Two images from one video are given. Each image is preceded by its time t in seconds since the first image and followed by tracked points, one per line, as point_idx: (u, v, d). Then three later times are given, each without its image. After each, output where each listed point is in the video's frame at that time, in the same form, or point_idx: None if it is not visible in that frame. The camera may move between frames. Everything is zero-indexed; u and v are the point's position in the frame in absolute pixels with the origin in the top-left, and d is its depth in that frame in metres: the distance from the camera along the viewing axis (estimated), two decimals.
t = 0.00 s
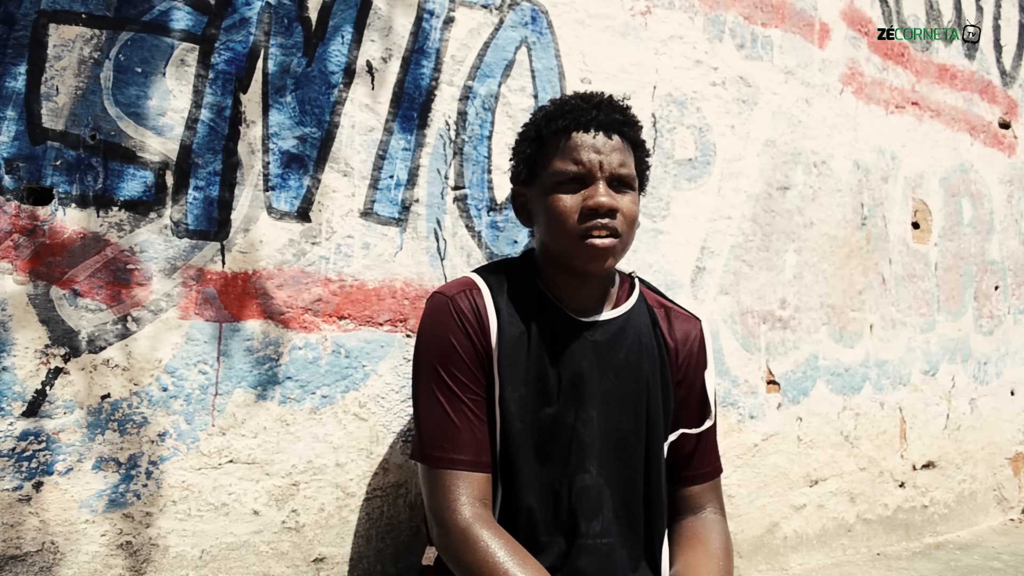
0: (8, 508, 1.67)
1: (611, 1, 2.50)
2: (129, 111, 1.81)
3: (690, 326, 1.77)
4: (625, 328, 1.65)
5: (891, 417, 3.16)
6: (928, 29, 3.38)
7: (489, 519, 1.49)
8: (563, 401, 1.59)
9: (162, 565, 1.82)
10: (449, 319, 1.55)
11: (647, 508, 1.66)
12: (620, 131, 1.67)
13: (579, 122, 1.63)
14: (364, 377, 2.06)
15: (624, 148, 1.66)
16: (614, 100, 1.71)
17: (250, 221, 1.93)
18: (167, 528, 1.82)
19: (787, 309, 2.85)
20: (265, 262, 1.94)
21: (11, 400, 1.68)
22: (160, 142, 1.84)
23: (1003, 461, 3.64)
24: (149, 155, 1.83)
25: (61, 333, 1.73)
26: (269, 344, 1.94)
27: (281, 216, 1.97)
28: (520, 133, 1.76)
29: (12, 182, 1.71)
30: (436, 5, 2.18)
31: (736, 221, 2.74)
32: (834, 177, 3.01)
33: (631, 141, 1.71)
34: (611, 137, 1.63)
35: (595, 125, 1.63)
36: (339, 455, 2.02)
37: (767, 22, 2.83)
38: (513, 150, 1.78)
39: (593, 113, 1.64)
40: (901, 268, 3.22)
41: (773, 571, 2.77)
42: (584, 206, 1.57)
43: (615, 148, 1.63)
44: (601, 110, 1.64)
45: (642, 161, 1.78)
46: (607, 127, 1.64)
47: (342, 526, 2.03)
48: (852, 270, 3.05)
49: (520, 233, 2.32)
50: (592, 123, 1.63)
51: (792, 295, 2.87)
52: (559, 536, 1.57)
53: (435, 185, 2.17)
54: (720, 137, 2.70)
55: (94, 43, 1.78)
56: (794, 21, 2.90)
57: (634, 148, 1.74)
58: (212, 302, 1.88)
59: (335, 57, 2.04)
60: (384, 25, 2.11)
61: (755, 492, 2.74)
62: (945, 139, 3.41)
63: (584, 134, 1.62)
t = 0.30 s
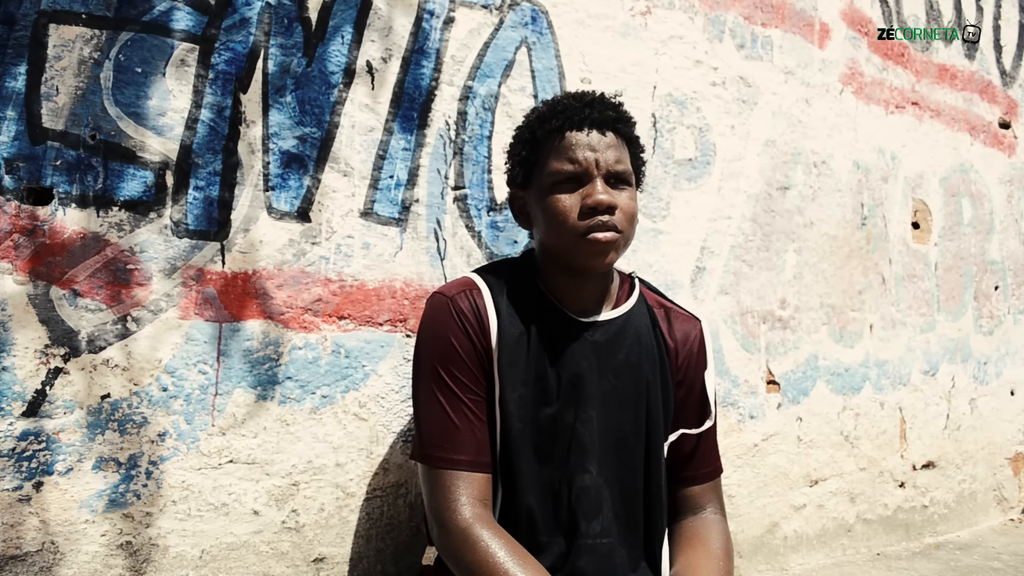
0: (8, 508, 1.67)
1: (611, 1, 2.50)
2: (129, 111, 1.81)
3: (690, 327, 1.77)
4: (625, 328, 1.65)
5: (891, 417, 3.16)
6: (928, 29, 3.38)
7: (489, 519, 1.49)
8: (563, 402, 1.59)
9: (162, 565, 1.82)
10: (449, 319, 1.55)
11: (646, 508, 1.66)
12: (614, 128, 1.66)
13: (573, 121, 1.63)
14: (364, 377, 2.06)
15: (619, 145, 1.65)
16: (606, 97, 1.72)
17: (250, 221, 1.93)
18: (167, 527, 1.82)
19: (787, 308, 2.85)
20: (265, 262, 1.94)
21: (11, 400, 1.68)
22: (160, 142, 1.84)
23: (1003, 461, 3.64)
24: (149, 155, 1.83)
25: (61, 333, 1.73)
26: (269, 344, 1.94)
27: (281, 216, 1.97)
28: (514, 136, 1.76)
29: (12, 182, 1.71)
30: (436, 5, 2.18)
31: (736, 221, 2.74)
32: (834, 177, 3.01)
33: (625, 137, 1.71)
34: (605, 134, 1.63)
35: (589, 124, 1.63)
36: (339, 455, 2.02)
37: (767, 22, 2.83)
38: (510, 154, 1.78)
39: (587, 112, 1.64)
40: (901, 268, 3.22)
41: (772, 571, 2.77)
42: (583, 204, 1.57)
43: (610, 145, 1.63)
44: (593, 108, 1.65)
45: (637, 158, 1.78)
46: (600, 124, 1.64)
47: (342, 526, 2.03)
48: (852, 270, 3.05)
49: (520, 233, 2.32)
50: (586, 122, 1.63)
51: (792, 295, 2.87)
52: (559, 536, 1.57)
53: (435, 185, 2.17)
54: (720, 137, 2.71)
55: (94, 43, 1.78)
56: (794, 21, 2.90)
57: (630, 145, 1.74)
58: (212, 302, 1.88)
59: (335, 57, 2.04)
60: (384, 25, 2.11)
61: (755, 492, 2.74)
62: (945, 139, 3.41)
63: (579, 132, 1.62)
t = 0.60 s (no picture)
0: (8, 508, 1.67)
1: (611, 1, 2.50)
2: (129, 111, 1.81)
3: (689, 327, 1.77)
4: (624, 328, 1.65)
5: (891, 417, 3.16)
6: (928, 29, 3.38)
7: (489, 519, 1.49)
8: (562, 402, 1.59)
9: (162, 565, 1.82)
10: (448, 319, 1.55)
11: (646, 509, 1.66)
12: (610, 128, 1.65)
13: (567, 121, 1.62)
14: (364, 377, 2.06)
15: (615, 145, 1.64)
16: (605, 97, 1.70)
17: (250, 221, 1.93)
18: (167, 528, 1.82)
19: (787, 308, 2.85)
20: (265, 262, 1.94)
21: (11, 400, 1.68)
22: (160, 142, 1.84)
23: (1003, 461, 3.64)
24: (149, 155, 1.83)
25: (61, 333, 1.73)
26: (269, 344, 1.94)
27: (281, 216, 1.97)
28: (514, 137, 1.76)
29: (12, 182, 1.71)
30: (436, 5, 2.18)
31: (736, 221, 2.74)
32: (834, 177, 3.01)
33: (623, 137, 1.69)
34: (601, 134, 1.63)
35: (584, 124, 1.63)
36: (339, 455, 2.02)
37: (767, 22, 2.83)
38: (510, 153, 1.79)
39: (582, 111, 1.64)
40: (901, 268, 3.22)
41: (773, 571, 2.77)
42: (575, 204, 1.57)
43: (606, 145, 1.62)
44: (589, 108, 1.64)
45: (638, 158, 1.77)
46: (595, 124, 1.63)
47: (342, 526, 2.03)
48: (852, 270, 3.05)
49: (520, 233, 2.32)
50: (581, 122, 1.63)
51: (792, 295, 2.86)
52: (559, 537, 1.57)
53: (435, 185, 2.17)
54: (720, 137, 2.71)
55: (94, 43, 1.78)
56: (794, 21, 2.90)
57: (630, 145, 1.72)
58: (212, 302, 1.88)
59: (335, 57, 2.04)
60: (384, 25, 2.11)
61: (755, 492, 2.74)
62: (945, 139, 3.41)
63: (573, 132, 1.62)
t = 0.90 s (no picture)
0: (8, 508, 1.67)
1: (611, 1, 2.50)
2: (129, 111, 1.81)
3: (688, 328, 1.77)
4: (623, 328, 1.65)
5: (891, 417, 3.16)
6: (928, 28, 3.38)
7: (488, 519, 1.49)
8: (560, 402, 1.59)
9: (162, 565, 1.82)
10: (447, 319, 1.55)
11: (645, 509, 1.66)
12: (609, 129, 1.64)
13: (567, 121, 1.63)
14: (364, 377, 2.06)
15: (615, 147, 1.63)
16: (609, 97, 1.70)
17: (250, 221, 1.93)
18: (167, 528, 1.82)
19: (787, 308, 2.85)
20: (265, 262, 1.94)
21: (11, 400, 1.68)
22: (160, 142, 1.84)
23: (1003, 461, 3.64)
24: (149, 155, 1.83)
25: (61, 333, 1.73)
26: (269, 344, 1.94)
27: (281, 216, 1.97)
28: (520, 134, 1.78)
29: (12, 182, 1.71)
30: (436, 5, 2.18)
31: (736, 221, 2.74)
32: (834, 177, 3.01)
33: (623, 139, 1.68)
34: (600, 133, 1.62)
35: (582, 124, 1.63)
36: (339, 455, 2.02)
37: (767, 22, 2.83)
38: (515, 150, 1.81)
39: (582, 111, 1.64)
40: (901, 268, 3.22)
41: (773, 571, 2.77)
42: (567, 203, 1.57)
43: (604, 147, 1.61)
44: (589, 108, 1.64)
45: (641, 161, 1.75)
46: (595, 125, 1.63)
47: (342, 526, 2.03)
48: (852, 270, 3.05)
49: (520, 233, 2.32)
50: (580, 121, 1.63)
51: (792, 295, 2.86)
52: (558, 537, 1.57)
53: (435, 185, 2.17)
54: (720, 137, 2.70)
55: (94, 43, 1.78)
56: (794, 21, 2.90)
57: (632, 147, 1.71)
58: (212, 302, 1.88)
59: (335, 57, 2.04)
60: (384, 25, 2.11)
61: (755, 492, 2.74)
62: (945, 139, 3.41)
63: (572, 132, 1.62)
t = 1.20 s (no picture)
0: (8, 508, 1.67)
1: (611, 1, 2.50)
2: (129, 111, 1.81)
3: (688, 328, 1.77)
4: (622, 329, 1.65)
5: (891, 417, 3.16)
6: (928, 29, 3.38)
7: (488, 519, 1.49)
8: (560, 402, 1.59)
9: (162, 565, 1.82)
10: (447, 319, 1.55)
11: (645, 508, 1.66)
12: (615, 132, 1.64)
13: (573, 121, 1.63)
14: (364, 377, 2.06)
15: (620, 150, 1.63)
16: (618, 100, 1.70)
17: (250, 221, 1.93)
18: (167, 528, 1.82)
19: (787, 309, 2.85)
20: (265, 262, 1.94)
21: (11, 400, 1.68)
22: (160, 142, 1.84)
23: (1003, 461, 3.64)
24: (149, 155, 1.83)
25: (61, 333, 1.73)
26: (269, 344, 1.94)
27: (281, 216, 1.97)
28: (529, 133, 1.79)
29: (12, 182, 1.71)
30: (436, 5, 2.18)
31: (737, 221, 2.74)
32: (834, 177, 3.01)
33: (628, 143, 1.68)
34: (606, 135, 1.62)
35: (589, 125, 1.63)
36: (339, 455, 2.02)
37: (767, 22, 2.83)
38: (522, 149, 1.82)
39: (589, 112, 1.64)
40: (901, 268, 3.22)
41: (773, 571, 2.77)
42: (569, 203, 1.57)
43: (609, 149, 1.61)
44: (596, 110, 1.64)
45: (647, 166, 1.75)
46: (600, 127, 1.63)
47: (342, 526, 2.03)
48: (852, 270, 3.05)
49: (520, 233, 2.32)
50: (587, 122, 1.63)
51: (792, 295, 2.86)
52: (558, 537, 1.57)
53: (435, 185, 2.17)
54: (720, 137, 2.70)
55: (94, 43, 1.78)
56: (794, 21, 2.90)
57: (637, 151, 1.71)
58: (212, 302, 1.88)
59: (335, 57, 2.04)
60: (384, 26, 2.11)
61: (755, 492, 2.74)
62: (945, 139, 3.41)
63: (577, 132, 1.62)
